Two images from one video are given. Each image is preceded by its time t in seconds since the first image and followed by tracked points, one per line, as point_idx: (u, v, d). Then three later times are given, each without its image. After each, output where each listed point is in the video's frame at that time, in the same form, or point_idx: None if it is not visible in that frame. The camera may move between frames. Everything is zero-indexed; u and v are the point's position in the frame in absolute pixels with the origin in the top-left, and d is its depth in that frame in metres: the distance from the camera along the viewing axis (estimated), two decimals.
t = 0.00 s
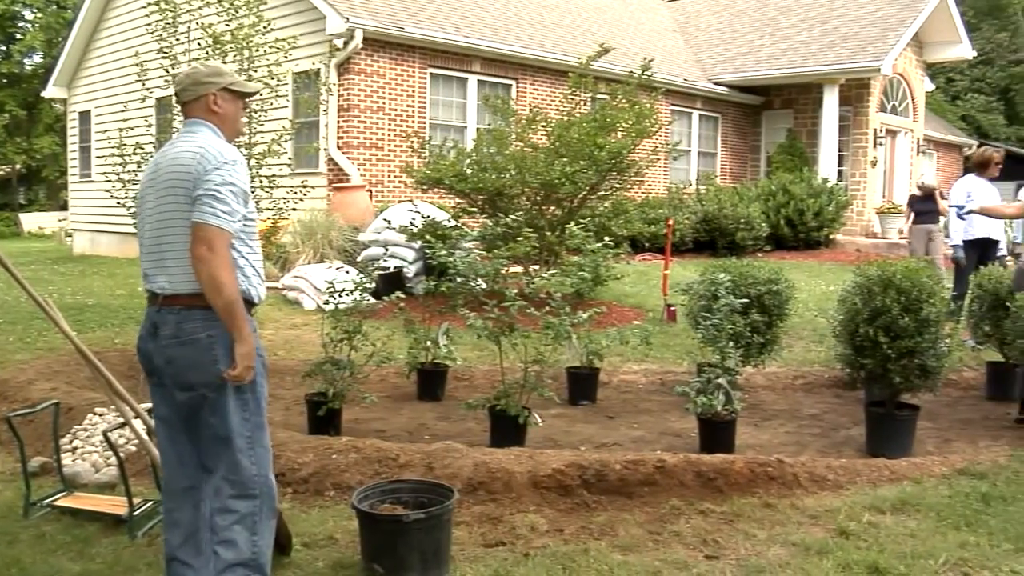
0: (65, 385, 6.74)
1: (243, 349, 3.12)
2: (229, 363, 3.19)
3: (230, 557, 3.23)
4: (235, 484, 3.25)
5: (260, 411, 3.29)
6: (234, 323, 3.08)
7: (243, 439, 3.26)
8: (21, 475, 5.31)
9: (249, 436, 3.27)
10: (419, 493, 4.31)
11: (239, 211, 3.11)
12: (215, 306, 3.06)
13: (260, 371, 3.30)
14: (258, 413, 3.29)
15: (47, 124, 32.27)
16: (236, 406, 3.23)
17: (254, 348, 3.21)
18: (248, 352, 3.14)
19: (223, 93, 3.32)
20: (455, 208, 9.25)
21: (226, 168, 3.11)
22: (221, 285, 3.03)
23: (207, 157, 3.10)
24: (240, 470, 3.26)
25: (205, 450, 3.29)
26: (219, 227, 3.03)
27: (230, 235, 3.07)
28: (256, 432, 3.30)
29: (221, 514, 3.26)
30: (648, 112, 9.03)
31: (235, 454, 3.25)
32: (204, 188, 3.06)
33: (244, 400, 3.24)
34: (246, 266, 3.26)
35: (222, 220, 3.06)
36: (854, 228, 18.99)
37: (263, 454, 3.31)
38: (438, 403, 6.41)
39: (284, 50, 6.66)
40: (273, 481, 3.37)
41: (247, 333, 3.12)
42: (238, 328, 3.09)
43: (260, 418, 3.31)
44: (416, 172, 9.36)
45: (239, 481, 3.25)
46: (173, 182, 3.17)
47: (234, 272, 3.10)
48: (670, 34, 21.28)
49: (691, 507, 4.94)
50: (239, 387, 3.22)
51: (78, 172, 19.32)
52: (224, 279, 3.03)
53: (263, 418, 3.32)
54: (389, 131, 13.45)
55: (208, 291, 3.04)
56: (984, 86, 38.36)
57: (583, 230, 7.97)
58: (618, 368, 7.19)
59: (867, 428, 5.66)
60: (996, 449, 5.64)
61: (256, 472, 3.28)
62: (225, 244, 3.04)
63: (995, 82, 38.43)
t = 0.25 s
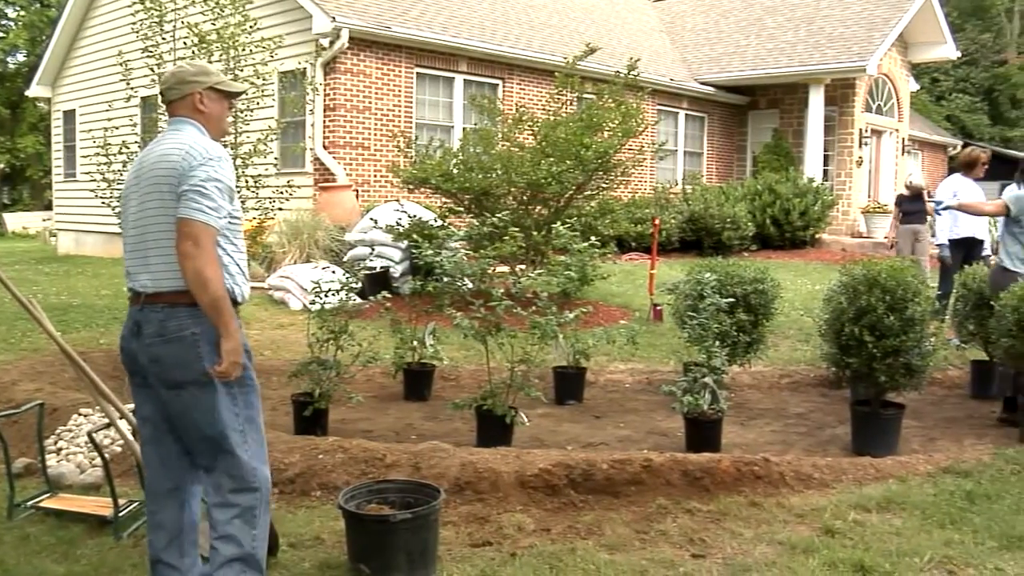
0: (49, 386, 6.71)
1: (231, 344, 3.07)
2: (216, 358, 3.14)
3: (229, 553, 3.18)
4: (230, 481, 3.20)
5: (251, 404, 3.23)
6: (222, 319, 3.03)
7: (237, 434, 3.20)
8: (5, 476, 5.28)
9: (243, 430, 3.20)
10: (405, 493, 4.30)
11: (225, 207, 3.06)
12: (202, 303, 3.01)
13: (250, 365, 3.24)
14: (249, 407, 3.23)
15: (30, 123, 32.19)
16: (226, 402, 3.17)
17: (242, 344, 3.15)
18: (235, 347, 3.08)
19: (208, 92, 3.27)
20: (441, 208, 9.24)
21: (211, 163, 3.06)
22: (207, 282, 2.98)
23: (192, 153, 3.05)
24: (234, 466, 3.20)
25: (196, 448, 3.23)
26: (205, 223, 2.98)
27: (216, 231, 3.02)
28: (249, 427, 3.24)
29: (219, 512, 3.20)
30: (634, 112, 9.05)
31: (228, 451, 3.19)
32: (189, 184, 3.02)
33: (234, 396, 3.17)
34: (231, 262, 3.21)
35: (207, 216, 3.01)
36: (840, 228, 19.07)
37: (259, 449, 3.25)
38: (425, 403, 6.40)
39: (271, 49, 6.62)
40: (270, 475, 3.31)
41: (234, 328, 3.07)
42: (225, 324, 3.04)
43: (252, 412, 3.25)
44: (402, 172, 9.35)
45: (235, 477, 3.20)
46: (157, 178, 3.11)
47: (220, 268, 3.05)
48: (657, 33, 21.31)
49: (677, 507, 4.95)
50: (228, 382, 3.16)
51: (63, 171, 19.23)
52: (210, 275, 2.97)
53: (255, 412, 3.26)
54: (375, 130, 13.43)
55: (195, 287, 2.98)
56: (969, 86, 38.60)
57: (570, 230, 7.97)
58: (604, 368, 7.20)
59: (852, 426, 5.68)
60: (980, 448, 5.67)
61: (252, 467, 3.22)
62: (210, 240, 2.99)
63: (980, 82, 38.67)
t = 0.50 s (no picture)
0: (37, 387, 6.68)
1: (228, 345, 3.06)
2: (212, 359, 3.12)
3: (243, 557, 3.15)
4: (226, 483, 3.18)
5: (246, 406, 3.22)
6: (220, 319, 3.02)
7: (231, 435, 3.18)
8: None
9: (237, 432, 3.19)
10: (394, 493, 4.30)
11: (223, 208, 3.07)
12: (199, 302, 3.00)
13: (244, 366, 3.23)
14: (244, 408, 3.22)
15: (17, 123, 32.08)
16: (221, 402, 3.16)
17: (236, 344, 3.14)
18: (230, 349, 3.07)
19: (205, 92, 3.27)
20: (430, 208, 9.23)
21: (209, 163, 3.06)
22: (206, 281, 2.97)
23: (190, 152, 3.05)
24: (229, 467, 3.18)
25: (190, 449, 3.21)
26: (203, 223, 2.99)
27: (214, 231, 3.02)
28: (244, 428, 3.22)
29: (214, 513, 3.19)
30: (623, 112, 9.08)
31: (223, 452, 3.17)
32: (188, 184, 3.02)
33: (229, 396, 3.16)
34: (228, 263, 3.21)
35: (205, 216, 3.01)
36: (829, 227, 19.14)
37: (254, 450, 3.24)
38: (414, 403, 6.40)
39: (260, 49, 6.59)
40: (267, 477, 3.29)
41: (231, 329, 3.07)
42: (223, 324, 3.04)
43: (247, 413, 3.24)
44: (391, 171, 9.34)
45: (230, 479, 3.18)
46: (153, 178, 3.11)
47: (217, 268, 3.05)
48: (646, 33, 21.33)
49: (667, 506, 4.95)
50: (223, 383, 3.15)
51: (50, 171, 19.15)
52: (208, 275, 2.97)
53: (250, 413, 3.24)
54: (364, 130, 13.41)
55: (193, 288, 2.98)
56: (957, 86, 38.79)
57: (559, 229, 7.96)
58: (594, 368, 7.20)
59: (841, 425, 5.69)
60: (968, 446, 5.70)
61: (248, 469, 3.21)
62: (209, 240, 2.99)
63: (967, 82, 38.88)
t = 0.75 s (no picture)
0: (23, 388, 6.65)
1: (242, 351, 3.05)
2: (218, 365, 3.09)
3: (242, 570, 3.14)
4: (225, 492, 3.15)
5: (246, 414, 3.20)
6: (235, 325, 3.01)
7: (230, 444, 3.16)
8: None
9: (236, 441, 3.17)
10: (383, 493, 4.29)
11: (232, 211, 3.04)
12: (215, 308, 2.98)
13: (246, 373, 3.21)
14: (243, 417, 3.20)
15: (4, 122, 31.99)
16: (222, 411, 3.13)
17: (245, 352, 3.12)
18: (246, 354, 3.07)
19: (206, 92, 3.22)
20: (419, 208, 9.23)
21: (218, 167, 3.03)
22: (219, 289, 2.95)
23: (199, 156, 3.02)
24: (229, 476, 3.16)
25: (187, 456, 3.18)
26: (216, 228, 2.96)
27: (226, 236, 2.99)
28: (243, 437, 3.21)
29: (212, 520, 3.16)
30: (612, 112, 9.07)
31: (222, 460, 3.15)
32: (199, 188, 2.98)
33: (231, 405, 3.14)
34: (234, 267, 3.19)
35: (216, 221, 2.98)
36: (817, 227, 19.26)
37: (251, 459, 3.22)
38: (403, 403, 6.39)
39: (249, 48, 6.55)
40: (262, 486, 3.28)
41: (245, 334, 3.05)
42: (240, 330, 3.02)
43: (246, 422, 3.22)
44: (380, 171, 9.33)
45: (229, 487, 3.15)
46: (160, 180, 3.06)
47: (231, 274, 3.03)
48: (634, 33, 21.36)
49: (656, 505, 4.96)
50: (227, 390, 3.13)
51: (37, 170, 19.07)
52: (224, 281, 2.95)
53: (248, 422, 3.22)
54: (353, 130, 13.39)
55: (207, 294, 2.95)
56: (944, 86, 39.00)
57: (548, 228, 7.95)
58: (582, 368, 7.20)
59: (829, 425, 5.71)
60: (955, 445, 5.72)
61: (245, 478, 3.19)
62: (223, 246, 2.97)
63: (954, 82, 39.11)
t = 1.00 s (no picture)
0: (10, 389, 6.62)
1: (259, 361, 3.04)
2: (231, 371, 3.11)
3: None
4: (231, 497, 3.17)
5: (255, 422, 3.20)
6: (252, 335, 2.98)
7: (237, 450, 3.17)
8: None
9: (243, 447, 3.18)
10: (371, 493, 4.28)
11: (247, 217, 3.04)
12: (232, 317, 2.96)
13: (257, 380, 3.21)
14: (252, 424, 3.21)
15: None
16: (232, 417, 3.14)
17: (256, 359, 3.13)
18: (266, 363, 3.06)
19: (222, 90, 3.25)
20: (407, 207, 9.23)
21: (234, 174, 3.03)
22: (236, 298, 2.94)
23: (215, 161, 3.03)
24: (236, 480, 3.18)
25: (194, 460, 3.19)
26: (232, 235, 2.95)
27: (242, 244, 2.98)
28: (251, 444, 3.22)
29: (216, 525, 3.17)
30: (601, 112, 9.07)
31: (229, 466, 3.17)
32: (214, 194, 2.98)
33: (242, 412, 3.15)
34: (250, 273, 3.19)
35: (232, 228, 2.98)
36: (805, 227, 19.31)
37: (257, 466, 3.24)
38: (392, 403, 6.38)
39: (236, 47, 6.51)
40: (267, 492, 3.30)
41: (263, 344, 3.04)
42: (257, 341, 3.00)
43: (255, 430, 3.23)
44: (369, 171, 9.33)
45: (236, 492, 3.17)
46: (175, 185, 3.07)
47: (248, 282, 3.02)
48: (623, 33, 21.38)
49: (645, 505, 4.96)
50: (238, 397, 3.14)
51: (24, 170, 18.99)
52: (242, 290, 2.94)
53: (257, 429, 3.24)
54: (341, 130, 13.37)
55: (222, 303, 2.94)
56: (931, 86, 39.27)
57: (536, 227, 7.95)
58: (571, 367, 7.20)
59: (818, 424, 5.72)
60: (942, 444, 5.74)
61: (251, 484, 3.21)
62: (239, 254, 2.95)
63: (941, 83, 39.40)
